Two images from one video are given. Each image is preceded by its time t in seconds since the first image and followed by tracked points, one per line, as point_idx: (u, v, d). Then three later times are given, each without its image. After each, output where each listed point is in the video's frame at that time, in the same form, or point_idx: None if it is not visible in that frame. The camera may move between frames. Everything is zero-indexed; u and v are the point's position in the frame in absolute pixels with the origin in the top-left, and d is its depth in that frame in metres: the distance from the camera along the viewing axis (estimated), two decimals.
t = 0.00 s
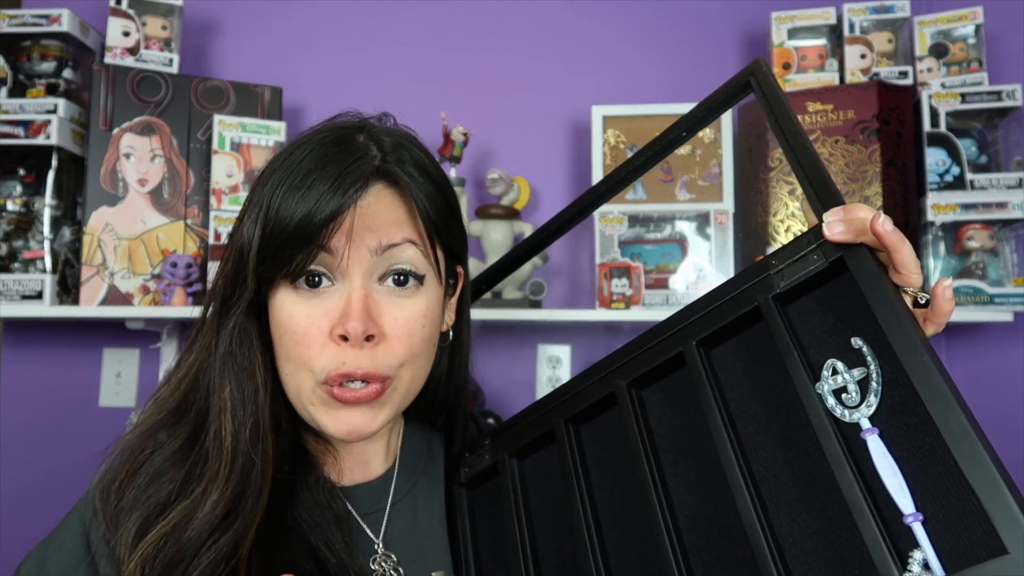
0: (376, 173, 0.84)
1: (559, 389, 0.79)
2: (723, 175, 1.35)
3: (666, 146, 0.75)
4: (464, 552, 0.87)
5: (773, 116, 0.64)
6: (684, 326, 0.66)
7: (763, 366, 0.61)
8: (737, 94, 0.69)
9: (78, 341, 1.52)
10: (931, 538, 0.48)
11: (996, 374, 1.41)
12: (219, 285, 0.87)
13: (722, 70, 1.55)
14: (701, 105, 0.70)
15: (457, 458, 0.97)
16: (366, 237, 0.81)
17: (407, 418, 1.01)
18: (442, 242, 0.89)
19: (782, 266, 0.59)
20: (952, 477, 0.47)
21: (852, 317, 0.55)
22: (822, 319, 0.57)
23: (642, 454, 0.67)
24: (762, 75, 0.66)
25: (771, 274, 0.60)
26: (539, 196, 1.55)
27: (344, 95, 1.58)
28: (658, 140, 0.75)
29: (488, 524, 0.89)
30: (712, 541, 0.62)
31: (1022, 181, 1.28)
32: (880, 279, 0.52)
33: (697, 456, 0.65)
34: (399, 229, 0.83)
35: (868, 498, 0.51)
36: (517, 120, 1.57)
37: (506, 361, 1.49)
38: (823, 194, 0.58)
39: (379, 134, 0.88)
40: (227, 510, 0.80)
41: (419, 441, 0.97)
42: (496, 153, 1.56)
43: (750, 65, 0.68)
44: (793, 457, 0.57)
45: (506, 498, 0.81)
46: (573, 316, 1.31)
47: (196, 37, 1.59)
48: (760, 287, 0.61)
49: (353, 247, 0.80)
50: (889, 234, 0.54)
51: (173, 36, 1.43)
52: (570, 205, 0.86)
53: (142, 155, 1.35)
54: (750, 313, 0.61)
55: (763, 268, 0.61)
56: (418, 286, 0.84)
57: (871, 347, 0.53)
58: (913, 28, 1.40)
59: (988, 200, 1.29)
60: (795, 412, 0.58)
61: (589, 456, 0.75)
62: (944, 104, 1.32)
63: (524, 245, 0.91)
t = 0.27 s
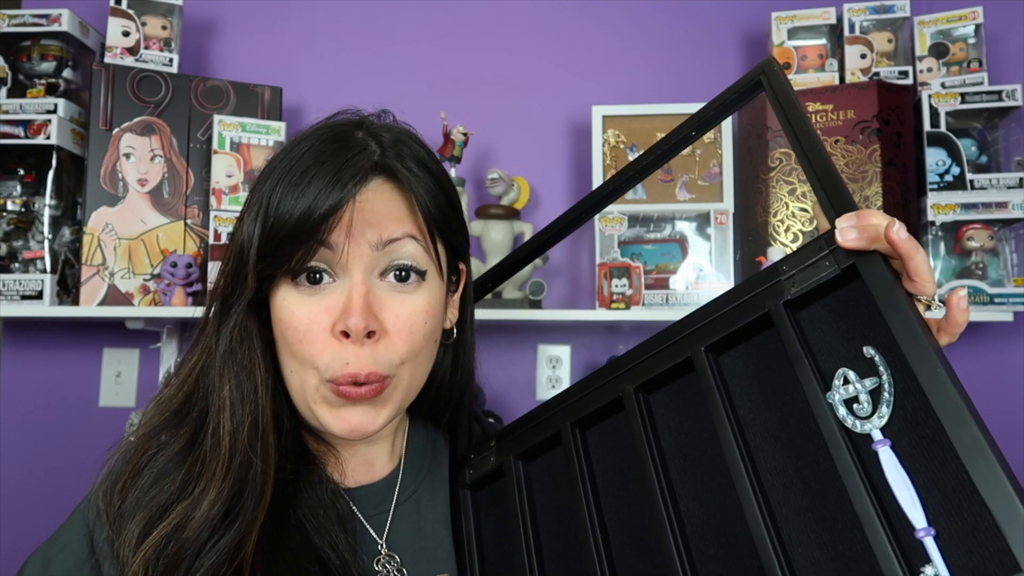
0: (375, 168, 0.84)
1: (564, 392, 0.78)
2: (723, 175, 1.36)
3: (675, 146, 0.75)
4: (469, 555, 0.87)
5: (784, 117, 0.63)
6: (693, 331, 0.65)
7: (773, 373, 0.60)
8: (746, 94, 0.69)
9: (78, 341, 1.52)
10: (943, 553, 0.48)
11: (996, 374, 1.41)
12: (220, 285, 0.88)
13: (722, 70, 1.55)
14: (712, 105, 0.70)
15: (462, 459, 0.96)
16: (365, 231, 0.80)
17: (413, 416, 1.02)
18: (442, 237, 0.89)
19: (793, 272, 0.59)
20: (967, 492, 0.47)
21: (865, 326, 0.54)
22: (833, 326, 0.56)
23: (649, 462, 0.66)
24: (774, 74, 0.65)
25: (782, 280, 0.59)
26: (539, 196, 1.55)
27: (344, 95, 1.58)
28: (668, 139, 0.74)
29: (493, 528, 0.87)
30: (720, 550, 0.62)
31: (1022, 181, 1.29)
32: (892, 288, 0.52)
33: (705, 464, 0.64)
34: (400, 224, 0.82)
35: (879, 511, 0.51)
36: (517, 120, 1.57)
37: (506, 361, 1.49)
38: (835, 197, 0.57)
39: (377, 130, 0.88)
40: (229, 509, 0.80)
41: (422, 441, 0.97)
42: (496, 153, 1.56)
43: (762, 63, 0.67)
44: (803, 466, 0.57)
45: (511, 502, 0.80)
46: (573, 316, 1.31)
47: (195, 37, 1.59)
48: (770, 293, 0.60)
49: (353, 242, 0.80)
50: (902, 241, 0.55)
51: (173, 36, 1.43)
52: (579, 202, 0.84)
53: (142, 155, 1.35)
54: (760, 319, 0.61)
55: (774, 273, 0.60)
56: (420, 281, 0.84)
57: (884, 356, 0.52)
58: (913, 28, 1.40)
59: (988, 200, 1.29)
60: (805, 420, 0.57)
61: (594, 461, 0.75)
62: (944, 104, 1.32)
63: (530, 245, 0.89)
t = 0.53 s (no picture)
0: (377, 163, 0.84)
1: (569, 393, 0.78)
2: (723, 175, 1.37)
3: (682, 147, 0.74)
4: (471, 558, 0.86)
5: (793, 119, 0.63)
6: (698, 334, 0.65)
7: (778, 376, 0.60)
8: (755, 95, 0.68)
9: (78, 341, 1.52)
10: (949, 559, 0.48)
11: (996, 374, 1.41)
12: (224, 283, 0.88)
13: (722, 70, 1.55)
14: (718, 105, 0.70)
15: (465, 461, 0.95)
16: (368, 225, 0.80)
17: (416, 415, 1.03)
18: (445, 233, 0.89)
19: (800, 275, 0.58)
20: (974, 498, 0.47)
21: (871, 330, 0.54)
22: (840, 330, 0.56)
23: (654, 465, 0.67)
24: (782, 74, 0.64)
25: (788, 283, 0.59)
26: (539, 196, 1.55)
27: (344, 95, 1.58)
28: (675, 139, 0.73)
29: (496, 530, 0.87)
30: (724, 554, 0.62)
31: (1022, 181, 1.29)
32: (901, 292, 0.51)
33: (709, 468, 0.64)
34: (402, 219, 0.82)
35: (885, 516, 0.51)
36: (517, 120, 1.57)
37: (506, 361, 1.49)
38: (843, 200, 0.57)
39: (379, 127, 0.89)
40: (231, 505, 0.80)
41: (427, 440, 0.97)
42: (496, 153, 1.56)
43: (770, 63, 0.66)
44: (808, 471, 0.57)
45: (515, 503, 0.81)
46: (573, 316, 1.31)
47: (195, 37, 1.59)
48: (775, 296, 0.60)
49: (356, 236, 0.80)
50: (911, 245, 0.53)
51: (173, 36, 1.43)
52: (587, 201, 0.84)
53: (142, 155, 1.35)
54: (766, 322, 0.61)
55: (781, 276, 0.60)
56: (423, 276, 0.83)
57: (890, 361, 0.52)
58: (913, 28, 1.40)
59: (988, 200, 1.29)
60: (811, 424, 0.57)
61: (599, 463, 0.75)
62: (944, 104, 1.32)
63: (537, 245, 0.90)
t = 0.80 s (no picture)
0: (360, 153, 0.86)
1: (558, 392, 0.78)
2: (723, 174, 1.36)
3: (669, 142, 0.74)
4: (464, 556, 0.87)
5: (780, 111, 0.63)
6: (688, 330, 0.65)
7: (768, 373, 0.60)
8: (743, 89, 0.68)
9: (78, 341, 1.52)
10: (939, 554, 0.48)
11: (996, 374, 1.41)
12: (212, 278, 0.88)
13: (722, 70, 1.55)
14: (706, 99, 0.69)
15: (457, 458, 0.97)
16: (353, 213, 0.81)
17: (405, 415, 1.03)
18: (431, 221, 0.89)
19: (788, 271, 0.58)
20: (963, 494, 0.47)
21: (861, 325, 0.54)
22: (829, 325, 0.56)
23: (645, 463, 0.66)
24: (770, 68, 0.64)
25: (776, 279, 0.58)
26: (539, 196, 1.55)
27: (344, 95, 1.58)
28: (663, 133, 0.73)
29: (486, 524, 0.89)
30: (716, 551, 0.62)
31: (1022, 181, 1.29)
32: (890, 286, 0.51)
33: (701, 467, 0.64)
34: (387, 207, 0.83)
35: (876, 514, 0.51)
36: (517, 120, 1.57)
37: (506, 361, 1.49)
38: (832, 196, 0.57)
39: (362, 121, 0.90)
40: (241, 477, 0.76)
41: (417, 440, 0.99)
42: (496, 153, 1.56)
43: (757, 58, 0.66)
44: (799, 468, 0.57)
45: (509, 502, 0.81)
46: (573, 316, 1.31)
47: (196, 37, 1.59)
48: (764, 292, 0.59)
49: (341, 223, 0.80)
50: (899, 240, 0.56)
51: (173, 36, 1.43)
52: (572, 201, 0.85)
53: (142, 155, 1.35)
54: (755, 318, 0.60)
55: (769, 272, 0.59)
56: (409, 264, 0.83)
57: (880, 356, 0.52)
58: (913, 28, 1.40)
59: (988, 200, 1.29)
60: (801, 421, 0.57)
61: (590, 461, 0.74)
62: (944, 104, 1.32)
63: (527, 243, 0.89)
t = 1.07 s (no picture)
0: (374, 147, 0.86)
1: (566, 392, 0.78)
2: (723, 175, 1.36)
3: (675, 146, 0.74)
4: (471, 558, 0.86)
5: (786, 117, 0.63)
6: (697, 331, 0.65)
7: (777, 373, 0.60)
8: (749, 95, 0.68)
9: (77, 341, 1.52)
10: (949, 552, 0.48)
11: (996, 374, 1.41)
12: (225, 274, 0.88)
13: (722, 70, 1.55)
14: (711, 105, 0.69)
15: (464, 459, 0.96)
16: (368, 206, 0.82)
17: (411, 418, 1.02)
18: (445, 219, 0.90)
19: (798, 272, 0.58)
20: (974, 493, 0.47)
21: (870, 326, 0.54)
22: (839, 326, 0.56)
23: (653, 462, 0.66)
24: (775, 74, 0.65)
25: (787, 281, 0.59)
26: (539, 196, 1.55)
27: (344, 95, 1.58)
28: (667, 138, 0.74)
29: (494, 527, 0.88)
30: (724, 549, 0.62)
31: (1022, 181, 1.29)
32: (899, 288, 0.51)
33: (709, 466, 0.64)
34: (402, 201, 0.84)
35: (887, 513, 0.51)
36: (517, 120, 1.57)
37: (506, 360, 1.49)
38: (839, 199, 0.57)
39: (377, 118, 0.90)
40: (231, 493, 0.77)
41: (423, 439, 0.97)
42: (496, 153, 1.56)
43: (763, 63, 0.66)
44: (808, 467, 0.57)
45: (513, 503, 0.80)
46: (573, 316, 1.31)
47: (195, 37, 1.59)
48: (774, 294, 0.60)
49: (356, 216, 0.81)
50: (909, 244, 0.54)
51: (173, 36, 1.43)
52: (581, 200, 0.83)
53: (142, 155, 1.35)
54: (765, 320, 0.60)
55: (778, 273, 0.60)
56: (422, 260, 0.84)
57: (889, 357, 0.52)
58: (913, 28, 1.40)
59: (988, 200, 1.29)
60: (810, 421, 0.57)
61: (598, 460, 0.75)
62: (944, 104, 1.32)
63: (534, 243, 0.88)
